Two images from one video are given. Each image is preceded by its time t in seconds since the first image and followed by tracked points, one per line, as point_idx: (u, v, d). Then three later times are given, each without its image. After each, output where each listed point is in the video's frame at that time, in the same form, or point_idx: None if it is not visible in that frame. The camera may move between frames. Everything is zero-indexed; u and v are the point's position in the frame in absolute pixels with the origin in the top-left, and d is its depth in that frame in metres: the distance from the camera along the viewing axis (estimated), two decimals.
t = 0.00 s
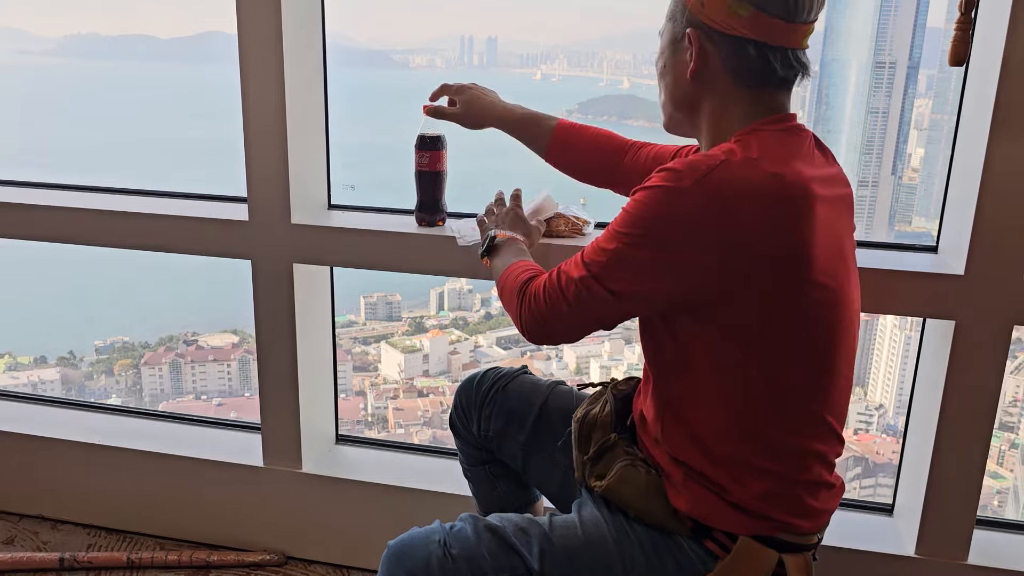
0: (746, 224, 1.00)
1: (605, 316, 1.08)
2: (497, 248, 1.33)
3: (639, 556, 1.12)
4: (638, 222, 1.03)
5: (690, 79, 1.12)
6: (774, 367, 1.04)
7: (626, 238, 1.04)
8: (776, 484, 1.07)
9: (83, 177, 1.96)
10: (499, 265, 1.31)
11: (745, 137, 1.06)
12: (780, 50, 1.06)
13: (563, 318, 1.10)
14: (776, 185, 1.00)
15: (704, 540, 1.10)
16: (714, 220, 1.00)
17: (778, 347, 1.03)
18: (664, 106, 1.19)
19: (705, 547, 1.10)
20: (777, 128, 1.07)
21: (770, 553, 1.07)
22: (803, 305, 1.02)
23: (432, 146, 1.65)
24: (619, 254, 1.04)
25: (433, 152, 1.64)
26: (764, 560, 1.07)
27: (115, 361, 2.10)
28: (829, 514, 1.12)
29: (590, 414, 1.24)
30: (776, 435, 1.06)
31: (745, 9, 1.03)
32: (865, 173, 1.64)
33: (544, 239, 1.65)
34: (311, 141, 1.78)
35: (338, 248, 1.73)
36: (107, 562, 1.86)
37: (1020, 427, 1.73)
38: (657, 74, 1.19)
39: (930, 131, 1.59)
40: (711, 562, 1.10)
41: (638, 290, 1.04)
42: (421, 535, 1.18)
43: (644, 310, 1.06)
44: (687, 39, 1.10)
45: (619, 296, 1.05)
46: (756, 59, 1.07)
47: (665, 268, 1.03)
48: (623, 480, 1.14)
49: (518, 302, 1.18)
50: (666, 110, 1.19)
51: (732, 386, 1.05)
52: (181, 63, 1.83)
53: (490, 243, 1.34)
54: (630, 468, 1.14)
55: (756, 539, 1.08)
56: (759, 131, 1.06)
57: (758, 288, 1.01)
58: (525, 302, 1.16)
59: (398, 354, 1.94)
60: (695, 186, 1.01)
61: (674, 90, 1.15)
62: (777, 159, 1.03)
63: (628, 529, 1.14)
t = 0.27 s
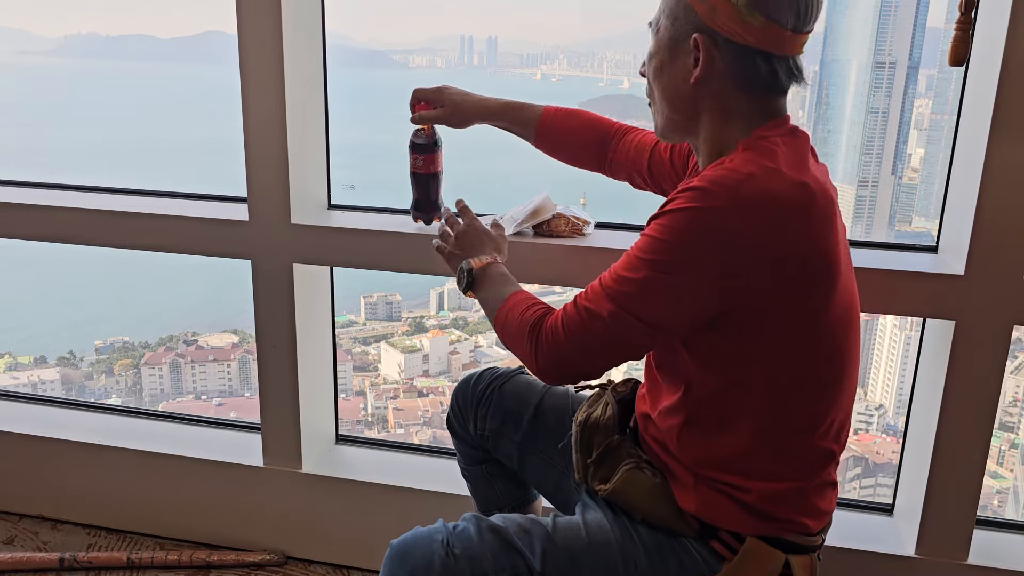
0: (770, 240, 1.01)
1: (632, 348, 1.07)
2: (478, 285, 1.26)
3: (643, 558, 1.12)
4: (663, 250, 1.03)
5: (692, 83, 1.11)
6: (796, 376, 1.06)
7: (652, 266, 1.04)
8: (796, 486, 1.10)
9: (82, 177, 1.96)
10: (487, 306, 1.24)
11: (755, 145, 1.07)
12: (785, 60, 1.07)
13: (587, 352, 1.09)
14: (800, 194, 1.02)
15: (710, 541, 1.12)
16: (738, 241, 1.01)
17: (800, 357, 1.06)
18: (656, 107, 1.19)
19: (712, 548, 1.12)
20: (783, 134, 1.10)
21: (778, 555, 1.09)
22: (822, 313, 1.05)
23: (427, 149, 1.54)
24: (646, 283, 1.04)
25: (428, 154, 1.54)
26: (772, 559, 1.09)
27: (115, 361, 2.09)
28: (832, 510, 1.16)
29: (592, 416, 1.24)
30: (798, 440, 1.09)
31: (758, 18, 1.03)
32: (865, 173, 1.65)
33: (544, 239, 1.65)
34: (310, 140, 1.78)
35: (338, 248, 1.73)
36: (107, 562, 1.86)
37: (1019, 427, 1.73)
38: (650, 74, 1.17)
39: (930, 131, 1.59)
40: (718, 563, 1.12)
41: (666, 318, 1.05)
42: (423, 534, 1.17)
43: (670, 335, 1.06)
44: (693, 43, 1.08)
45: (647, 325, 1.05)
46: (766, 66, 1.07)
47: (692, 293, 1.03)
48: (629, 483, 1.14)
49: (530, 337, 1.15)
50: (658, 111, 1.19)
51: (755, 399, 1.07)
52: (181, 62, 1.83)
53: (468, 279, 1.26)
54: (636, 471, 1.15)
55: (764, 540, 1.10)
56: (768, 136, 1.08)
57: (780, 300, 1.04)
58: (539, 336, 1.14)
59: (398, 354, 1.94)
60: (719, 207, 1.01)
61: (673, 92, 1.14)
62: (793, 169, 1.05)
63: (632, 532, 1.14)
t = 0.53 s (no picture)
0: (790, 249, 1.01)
1: (644, 355, 1.07)
2: (472, 272, 1.24)
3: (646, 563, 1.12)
4: (681, 258, 1.03)
5: (717, 87, 1.10)
6: (811, 386, 1.06)
7: (668, 274, 1.04)
8: (807, 494, 1.11)
9: (82, 177, 1.96)
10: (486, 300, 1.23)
11: (772, 152, 1.07)
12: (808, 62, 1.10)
13: (598, 356, 1.09)
14: (823, 203, 1.02)
15: (714, 545, 1.12)
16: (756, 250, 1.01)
17: (815, 366, 1.06)
18: (668, 109, 1.17)
19: (716, 553, 1.12)
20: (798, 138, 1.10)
21: (783, 559, 1.10)
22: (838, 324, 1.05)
23: (434, 159, 1.39)
24: (663, 291, 1.04)
25: (437, 165, 1.39)
26: (777, 562, 1.10)
27: (115, 361, 2.09)
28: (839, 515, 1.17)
29: (594, 420, 1.24)
30: (811, 448, 1.09)
31: (794, 22, 1.04)
32: (866, 173, 1.65)
33: (544, 239, 1.65)
34: (310, 140, 1.78)
35: (338, 248, 1.72)
36: (107, 562, 1.86)
37: (1020, 427, 1.73)
38: (662, 76, 1.15)
39: (931, 131, 1.59)
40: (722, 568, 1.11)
41: (681, 326, 1.05)
42: (426, 536, 1.17)
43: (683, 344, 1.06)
44: (722, 45, 1.07)
45: (661, 333, 1.05)
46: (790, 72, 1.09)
47: (708, 302, 1.03)
48: (636, 486, 1.15)
49: (538, 344, 1.15)
50: (670, 114, 1.17)
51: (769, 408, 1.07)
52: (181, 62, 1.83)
53: (460, 265, 1.24)
54: (640, 475, 1.15)
55: (770, 545, 1.10)
56: (785, 141, 1.09)
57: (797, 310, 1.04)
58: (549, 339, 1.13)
59: (398, 354, 1.94)
60: (739, 217, 1.01)
61: (693, 96, 1.12)
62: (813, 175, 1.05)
63: (635, 536, 1.14)
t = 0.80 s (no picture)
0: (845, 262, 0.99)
1: (721, 404, 1.02)
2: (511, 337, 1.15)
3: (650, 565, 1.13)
4: (742, 291, 0.99)
5: (764, 94, 1.09)
6: (847, 392, 1.07)
7: (734, 312, 1.00)
8: (829, 493, 1.12)
9: (81, 176, 1.96)
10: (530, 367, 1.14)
11: (801, 158, 1.07)
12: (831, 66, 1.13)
13: (671, 414, 1.03)
14: (863, 207, 1.01)
15: (720, 548, 1.13)
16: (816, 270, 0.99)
17: (860, 364, 1.06)
18: (701, 113, 1.13)
19: (723, 555, 1.12)
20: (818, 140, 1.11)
21: (791, 563, 1.11)
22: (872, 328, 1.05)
23: (464, 217, 1.34)
24: (731, 331, 1.00)
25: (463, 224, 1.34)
26: (786, 564, 1.11)
27: (114, 361, 2.09)
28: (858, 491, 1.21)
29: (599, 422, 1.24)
30: (837, 450, 1.10)
31: (839, 26, 1.07)
32: (866, 173, 1.64)
33: (544, 239, 1.64)
34: (310, 140, 1.78)
35: (337, 248, 1.72)
36: (106, 562, 1.86)
37: (1020, 427, 1.73)
38: (696, 81, 1.11)
39: (931, 131, 1.59)
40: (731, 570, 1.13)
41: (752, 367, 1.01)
42: (430, 535, 1.17)
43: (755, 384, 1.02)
44: (776, 52, 1.06)
45: (736, 377, 1.01)
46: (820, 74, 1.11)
47: (775, 334, 1.00)
48: (642, 490, 1.14)
49: (604, 412, 1.08)
50: (700, 117, 1.13)
51: (807, 418, 1.07)
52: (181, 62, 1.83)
53: (500, 328, 1.15)
54: (647, 478, 1.15)
55: (779, 549, 1.11)
56: (809, 146, 1.09)
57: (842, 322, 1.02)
58: (613, 398, 1.07)
59: (398, 354, 1.94)
60: (799, 239, 0.98)
61: (734, 103, 1.10)
62: (841, 174, 1.05)
63: (640, 539, 1.15)
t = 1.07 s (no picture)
0: (880, 270, 0.99)
1: (779, 425, 1.01)
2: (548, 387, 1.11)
3: (656, 567, 1.14)
4: (790, 312, 0.98)
5: (790, 99, 1.09)
6: (873, 395, 1.08)
7: (781, 334, 0.99)
8: (840, 493, 1.12)
9: (81, 176, 1.96)
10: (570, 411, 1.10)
11: (819, 165, 1.08)
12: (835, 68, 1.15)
13: (726, 444, 1.02)
14: (886, 211, 1.02)
15: (730, 550, 1.13)
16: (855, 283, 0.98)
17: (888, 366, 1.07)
18: (723, 121, 1.11)
19: (732, 556, 1.13)
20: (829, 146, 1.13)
21: (800, 565, 1.11)
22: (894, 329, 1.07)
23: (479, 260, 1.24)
24: (779, 353, 0.99)
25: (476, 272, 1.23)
26: (794, 566, 1.11)
27: (114, 361, 2.09)
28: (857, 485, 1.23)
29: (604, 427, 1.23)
30: (854, 450, 1.11)
31: (856, 27, 1.10)
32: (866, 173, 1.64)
33: (544, 239, 1.64)
34: (310, 140, 1.78)
35: (337, 248, 1.72)
36: (106, 562, 1.86)
37: (1020, 427, 1.73)
38: (721, 88, 1.09)
39: (931, 131, 1.59)
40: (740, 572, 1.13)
41: (803, 388, 1.00)
42: (437, 540, 1.17)
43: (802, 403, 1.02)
44: (805, 58, 1.06)
45: (788, 400, 1.00)
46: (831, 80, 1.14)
47: (821, 352, 0.99)
48: (649, 494, 1.15)
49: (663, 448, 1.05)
50: (722, 125, 1.12)
51: (832, 423, 1.07)
52: (181, 62, 1.83)
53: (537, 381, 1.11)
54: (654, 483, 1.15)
55: (787, 550, 1.11)
56: (823, 151, 1.11)
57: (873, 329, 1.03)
58: (665, 433, 1.05)
59: (398, 354, 1.94)
60: (841, 254, 0.97)
61: (761, 110, 1.10)
62: (861, 180, 1.06)
63: (648, 543, 1.15)
